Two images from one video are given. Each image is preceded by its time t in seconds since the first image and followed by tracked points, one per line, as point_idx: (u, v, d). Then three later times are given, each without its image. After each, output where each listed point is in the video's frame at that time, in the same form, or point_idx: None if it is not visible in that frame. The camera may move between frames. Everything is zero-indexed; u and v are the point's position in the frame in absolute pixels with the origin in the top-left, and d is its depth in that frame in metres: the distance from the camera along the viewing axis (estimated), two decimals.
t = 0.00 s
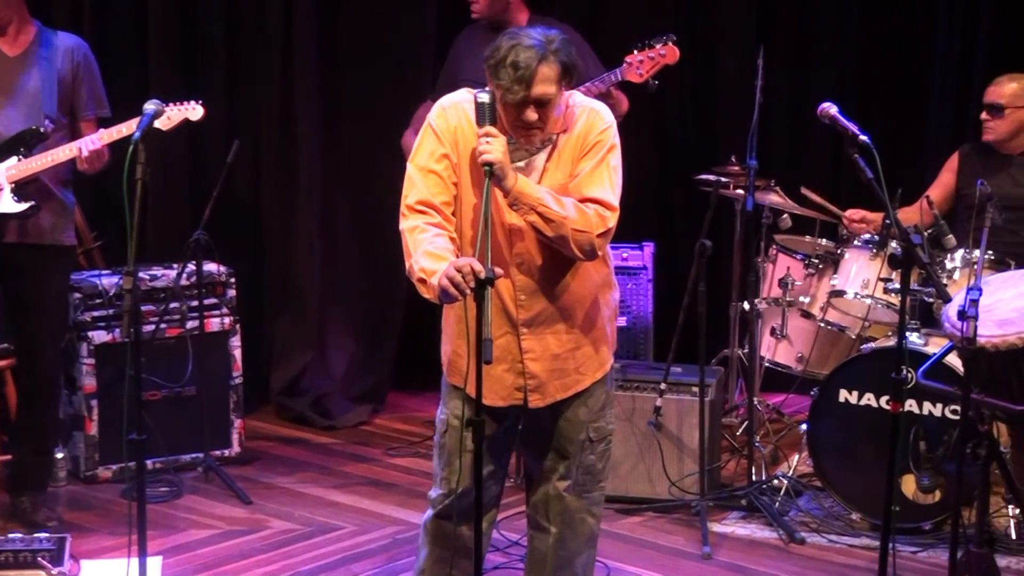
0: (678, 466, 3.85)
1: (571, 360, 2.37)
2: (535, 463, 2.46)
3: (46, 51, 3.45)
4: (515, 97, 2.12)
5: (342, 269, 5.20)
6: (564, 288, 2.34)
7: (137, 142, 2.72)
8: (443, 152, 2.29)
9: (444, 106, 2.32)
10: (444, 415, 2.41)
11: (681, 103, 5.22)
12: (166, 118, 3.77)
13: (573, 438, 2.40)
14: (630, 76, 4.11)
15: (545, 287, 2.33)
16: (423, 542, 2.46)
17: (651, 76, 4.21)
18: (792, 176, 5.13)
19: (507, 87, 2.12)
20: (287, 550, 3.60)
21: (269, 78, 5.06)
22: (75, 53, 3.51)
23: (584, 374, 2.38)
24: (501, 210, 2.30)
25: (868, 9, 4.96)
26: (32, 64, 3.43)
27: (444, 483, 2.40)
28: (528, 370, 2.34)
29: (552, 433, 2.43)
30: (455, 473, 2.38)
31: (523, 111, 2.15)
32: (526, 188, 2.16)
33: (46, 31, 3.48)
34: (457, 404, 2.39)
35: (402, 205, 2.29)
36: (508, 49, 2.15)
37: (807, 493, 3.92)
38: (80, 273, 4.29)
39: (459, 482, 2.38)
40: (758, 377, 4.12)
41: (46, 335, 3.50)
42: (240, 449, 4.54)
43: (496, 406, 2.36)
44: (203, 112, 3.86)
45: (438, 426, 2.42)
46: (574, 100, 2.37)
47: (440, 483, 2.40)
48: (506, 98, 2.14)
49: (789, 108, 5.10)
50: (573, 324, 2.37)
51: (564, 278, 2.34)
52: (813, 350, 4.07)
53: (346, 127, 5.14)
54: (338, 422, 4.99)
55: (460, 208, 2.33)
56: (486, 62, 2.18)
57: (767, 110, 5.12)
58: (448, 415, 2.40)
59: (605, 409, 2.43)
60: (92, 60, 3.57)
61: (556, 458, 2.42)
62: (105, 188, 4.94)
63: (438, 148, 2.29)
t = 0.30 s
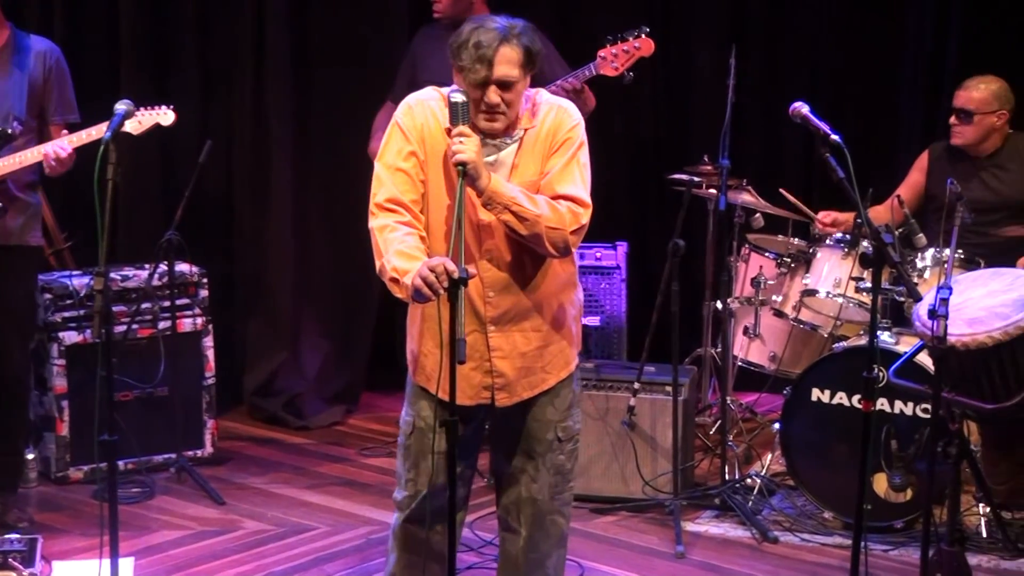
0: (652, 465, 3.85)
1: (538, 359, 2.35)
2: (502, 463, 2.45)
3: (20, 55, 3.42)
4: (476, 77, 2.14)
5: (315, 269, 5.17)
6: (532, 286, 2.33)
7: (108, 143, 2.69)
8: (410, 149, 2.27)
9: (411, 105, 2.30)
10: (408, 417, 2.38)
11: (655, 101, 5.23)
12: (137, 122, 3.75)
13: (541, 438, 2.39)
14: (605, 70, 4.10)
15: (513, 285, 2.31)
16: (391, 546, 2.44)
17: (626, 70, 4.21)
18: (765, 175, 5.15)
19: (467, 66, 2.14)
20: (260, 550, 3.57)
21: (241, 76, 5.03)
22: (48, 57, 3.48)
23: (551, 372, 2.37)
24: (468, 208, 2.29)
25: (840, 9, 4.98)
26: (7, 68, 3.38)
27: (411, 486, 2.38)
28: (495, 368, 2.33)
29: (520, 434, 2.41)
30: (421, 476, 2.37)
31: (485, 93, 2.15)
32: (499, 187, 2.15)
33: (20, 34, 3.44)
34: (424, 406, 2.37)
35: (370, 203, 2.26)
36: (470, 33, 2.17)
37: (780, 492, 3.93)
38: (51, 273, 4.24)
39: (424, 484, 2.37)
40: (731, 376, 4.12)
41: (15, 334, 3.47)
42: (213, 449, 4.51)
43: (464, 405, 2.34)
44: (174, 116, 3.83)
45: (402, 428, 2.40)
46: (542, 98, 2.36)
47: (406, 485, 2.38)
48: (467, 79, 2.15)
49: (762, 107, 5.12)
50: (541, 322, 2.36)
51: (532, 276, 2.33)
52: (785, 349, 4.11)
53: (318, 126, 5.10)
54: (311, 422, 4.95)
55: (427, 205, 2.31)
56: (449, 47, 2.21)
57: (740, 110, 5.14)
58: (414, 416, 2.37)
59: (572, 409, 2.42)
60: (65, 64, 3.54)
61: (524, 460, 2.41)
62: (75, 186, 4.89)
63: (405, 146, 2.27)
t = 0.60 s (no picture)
0: (628, 465, 3.84)
1: (504, 355, 2.34)
2: (472, 464, 2.43)
3: None
4: (433, 57, 2.14)
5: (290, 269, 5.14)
6: (499, 283, 2.32)
7: (82, 143, 2.65)
8: (377, 147, 2.24)
9: (376, 102, 2.27)
10: (374, 417, 2.36)
11: (630, 101, 5.24)
12: (110, 122, 3.73)
13: (509, 438, 2.37)
14: (580, 68, 4.11)
15: (481, 281, 2.30)
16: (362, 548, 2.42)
17: (602, 67, 4.21)
18: (740, 175, 5.16)
19: (423, 47, 2.14)
20: (236, 551, 3.54)
21: (215, 74, 4.99)
22: (18, 57, 3.70)
23: (516, 369, 2.35)
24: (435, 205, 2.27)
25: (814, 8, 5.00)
26: None
27: (376, 487, 2.36)
28: (460, 364, 2.32)
29: (488, 433, 2.39)
30: (387, 477, 2.35)
31: (443, 74, 2.15)
32: (476, 185, 2.14)
33: None
34: (391, 406, 2.34)
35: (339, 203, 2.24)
36: (427, 17, 2.19)
37: (755, 492, 3.94)
38: (22, 274, 4.20)
39: (391, 485, 2.35)
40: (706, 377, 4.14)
41: None
42: (187, 450, 4.47)
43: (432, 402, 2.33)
44: (147, 115, 3.81)
45: (367, 428, 2.37)
46: (508, 93, 2.34)
47: (372, 485, 2.37)
48: (424, 60, 2.16)
49: (736, 106, 5.13)
50: (507, 318, 2.34)
51: (500, 272, 2.32)
52: (760, 349, 4.10)
53: (292, 124, 5.07)
54: (287, 423, 4.93)
55: (394, 202, 2.28)
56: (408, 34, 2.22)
57: (715, 109, 5.15)
58: (381, 417, 2.35)
59: (539, 408, 2.39)
60: (35, 64, 3.74)
61: (494, 460, 2.39)
62: (48, 184, 4.84)
63: (372, 144, 2.24)
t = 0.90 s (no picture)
0: (601, 465, 3.83)
1: (469, 355, 2.32)
2: (436, 469, 2.41)
3: None
4: (390, 52, 2.13)
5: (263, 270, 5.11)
6: (464, 282, 2.30)
7: (52, 145, 2.61)
8: (341, 147, 2.22)
9: (337, 102, 2.25)
10: (337, 418, 2.32)
11: (603, 102, 5.25)
12: (82, 122, 3.70)
13: (474, 440, 2.35)
14: (553, 66, 4.11)
15: (447, 280, 2.28)
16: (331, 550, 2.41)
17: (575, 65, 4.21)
18: (713, 175, 5.18)
19: (379, 42, 2.14)
20: (209, 552, 3.51)
21: (186, 74, 4.95)
22: None
23: (480, 369, 2.33)
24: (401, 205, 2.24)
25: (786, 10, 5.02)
26: None
27: (341, 487, 2.34)
28: (424, 364, 2.29)
29: (453, 435, 2.37)
30: (350, 478, 2.33)
31: (401, 69, 2.14)
32: (450, 185, 2.12)
33: None
34: (354, 407, 2.31)
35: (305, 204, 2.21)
36: (382, 16, 2.18)
37: (729, 491, 3.96)
38: None
39: (353, 486, 2.34)
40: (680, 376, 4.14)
41: None
42: (160, 452, 4.43)
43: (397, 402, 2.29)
44: (120, 116, 3.78)
45: (330, 429, 2.34)
46: (471, 93, 2.34)
47: (337, 486, 2.35)
48: (380, 57, 2.15)
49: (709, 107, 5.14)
50: (472, 318, 2.32)
51: (466, 272, 2.30)
52: (733, 349, 4.13)
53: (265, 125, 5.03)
54: (259, 424, 4.89)
55: (359, 202, 2.26)
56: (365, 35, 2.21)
57: (687, 110, 5.17)
58: (343, 418, 2.31)
59: (504, 409, 2.38)
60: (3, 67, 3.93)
61: (460, 463, 2.36)
62: (17, 184, 4.78)
63: (336, 144, 2.22)
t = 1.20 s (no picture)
0: (576, 464, 3.83)
1: (438, 354, 2.30)
2: (404, 473, 2.38)
3: None
4: (356, 54, 2.11)
5: (238, 270, 5.08)
6: (434, 280, 2.28)
7: (24, 145, 2.58)
8: (307, 147, 2.20)
9: (302, 102, 2.23)
10: (305, 419, 2.30)
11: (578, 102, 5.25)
12: (53, 123, 3.66)
13: (444, 441, 2.33)
14: (531, 66, 4.10)
15: (417, 278, 2.26)
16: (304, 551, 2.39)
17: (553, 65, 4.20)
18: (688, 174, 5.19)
19: (345, 44, 2.12)
20: (184, 553, 3.48)
21: (159, 72, 4.91)
22: None
23: (448, 368, 2.32)
24: (369, 204, 2.22)
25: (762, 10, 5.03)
26: None
27: (311, 489, 2.33)
28: (394, 363, 2.27)
29: (420, 438, 2.35)
30: (321, 479, 2.31)
31: (368, 69, 2.12)
32: (424, 185, 2.11)
33: None
34: (323, 408, 2.29)
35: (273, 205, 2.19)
36: (346, 16, 2.16)
37: (704, 490, 3.97)
38: None
39: (324, 487, 2.32)
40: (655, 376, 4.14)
41: None
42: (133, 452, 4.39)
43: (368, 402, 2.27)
44: (92, 115, 3.74)
45: (298, 431, 2.32)
46: (435, 91, 2.33)
47: (307, 488, 2.33)
48: (346, 59, 2.13)
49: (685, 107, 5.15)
50: (441, 317, 2.31)
51: (434, 270, 2.29)
52: (709, 347, 4.14)
53: (239, 124, 5.00)
54: (234, 425, 4.86)
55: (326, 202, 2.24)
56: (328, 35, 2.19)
57: (663, 109, 5.17)
58: (312, 419, 2.30)
59: (472, 411, 2.37)
60: None
61: (429, 466, 2.34)
62: None
63: (302, 144, 2.20)
